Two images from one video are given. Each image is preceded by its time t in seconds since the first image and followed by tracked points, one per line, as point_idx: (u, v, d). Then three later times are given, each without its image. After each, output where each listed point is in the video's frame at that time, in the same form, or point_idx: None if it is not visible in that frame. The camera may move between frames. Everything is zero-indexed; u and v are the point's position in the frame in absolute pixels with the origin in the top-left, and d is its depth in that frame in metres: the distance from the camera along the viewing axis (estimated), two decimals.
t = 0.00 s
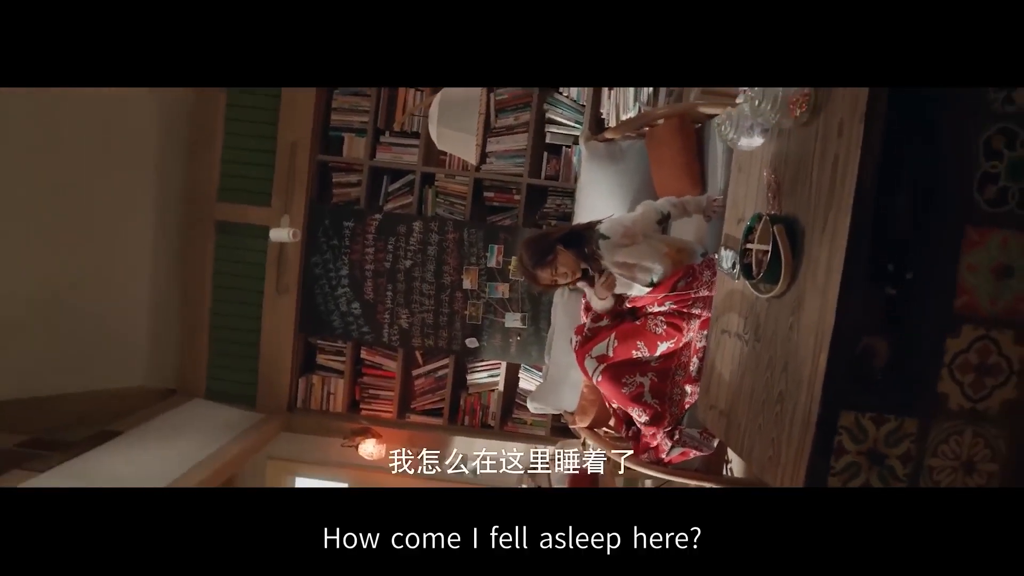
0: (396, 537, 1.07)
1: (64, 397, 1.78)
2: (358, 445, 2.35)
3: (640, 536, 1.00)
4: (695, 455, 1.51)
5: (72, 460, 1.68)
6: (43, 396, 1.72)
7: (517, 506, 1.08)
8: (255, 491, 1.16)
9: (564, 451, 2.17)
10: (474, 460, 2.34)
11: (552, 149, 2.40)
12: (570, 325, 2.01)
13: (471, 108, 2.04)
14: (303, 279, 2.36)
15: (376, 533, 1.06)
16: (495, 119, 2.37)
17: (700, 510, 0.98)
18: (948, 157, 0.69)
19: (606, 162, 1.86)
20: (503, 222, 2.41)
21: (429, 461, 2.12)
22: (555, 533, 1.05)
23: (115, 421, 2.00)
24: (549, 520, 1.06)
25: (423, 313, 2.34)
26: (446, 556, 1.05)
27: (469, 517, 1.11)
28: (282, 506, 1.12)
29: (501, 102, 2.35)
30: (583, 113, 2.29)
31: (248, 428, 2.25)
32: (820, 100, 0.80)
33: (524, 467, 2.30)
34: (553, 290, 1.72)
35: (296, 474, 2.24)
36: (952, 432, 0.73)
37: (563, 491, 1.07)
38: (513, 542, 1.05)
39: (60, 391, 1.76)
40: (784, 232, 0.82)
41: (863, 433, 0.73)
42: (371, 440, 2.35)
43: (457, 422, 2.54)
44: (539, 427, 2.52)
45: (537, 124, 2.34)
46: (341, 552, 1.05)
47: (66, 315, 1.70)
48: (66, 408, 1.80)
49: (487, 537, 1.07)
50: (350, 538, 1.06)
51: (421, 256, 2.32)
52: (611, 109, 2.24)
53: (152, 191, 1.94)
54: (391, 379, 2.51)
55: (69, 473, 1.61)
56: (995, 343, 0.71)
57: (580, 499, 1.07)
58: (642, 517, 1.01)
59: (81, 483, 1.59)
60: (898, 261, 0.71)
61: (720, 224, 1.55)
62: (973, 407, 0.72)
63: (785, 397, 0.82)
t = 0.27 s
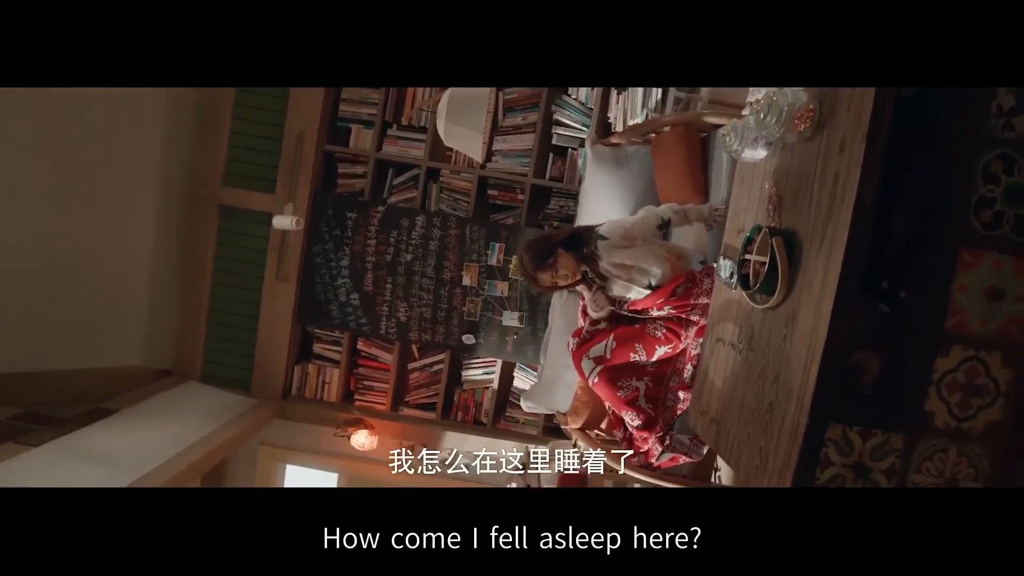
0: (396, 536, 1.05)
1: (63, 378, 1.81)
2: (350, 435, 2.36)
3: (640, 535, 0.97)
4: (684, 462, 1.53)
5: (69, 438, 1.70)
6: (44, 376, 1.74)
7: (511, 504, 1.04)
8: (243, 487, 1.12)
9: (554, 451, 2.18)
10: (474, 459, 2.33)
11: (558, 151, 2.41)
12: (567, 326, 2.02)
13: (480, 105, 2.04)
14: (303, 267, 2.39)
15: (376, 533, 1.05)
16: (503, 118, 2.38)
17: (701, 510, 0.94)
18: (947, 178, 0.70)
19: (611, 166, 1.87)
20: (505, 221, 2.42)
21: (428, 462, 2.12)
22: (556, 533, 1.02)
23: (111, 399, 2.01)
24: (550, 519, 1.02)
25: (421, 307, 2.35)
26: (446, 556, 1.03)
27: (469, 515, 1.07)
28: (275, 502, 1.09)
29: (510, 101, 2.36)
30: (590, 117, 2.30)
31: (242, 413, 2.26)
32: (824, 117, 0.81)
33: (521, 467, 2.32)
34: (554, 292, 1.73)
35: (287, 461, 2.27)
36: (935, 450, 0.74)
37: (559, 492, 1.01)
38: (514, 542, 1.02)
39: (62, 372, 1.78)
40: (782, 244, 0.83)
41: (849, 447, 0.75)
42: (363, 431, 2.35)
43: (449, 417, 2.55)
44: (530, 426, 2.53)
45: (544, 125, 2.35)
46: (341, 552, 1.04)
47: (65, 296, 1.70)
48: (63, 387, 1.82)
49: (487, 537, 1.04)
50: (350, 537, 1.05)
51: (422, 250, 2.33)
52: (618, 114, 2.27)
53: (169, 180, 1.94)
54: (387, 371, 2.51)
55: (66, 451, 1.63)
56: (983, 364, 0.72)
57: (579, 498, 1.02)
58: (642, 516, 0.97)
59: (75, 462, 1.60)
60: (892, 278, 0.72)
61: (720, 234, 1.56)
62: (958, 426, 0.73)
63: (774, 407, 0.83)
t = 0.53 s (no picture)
0: (396, 536, 1.06)
1: (56, 360, 1.78)
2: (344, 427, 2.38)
3: (640, 535, 0.97)
4: (674, 466, 1.56)
5: (66, 417, 1.71)
6: (37, 357, 1.71)
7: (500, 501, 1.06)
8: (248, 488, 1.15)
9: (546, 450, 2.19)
10: (474, 459, 2.36)
11: (563, 152, 2.42)
12: (564, 327, 2.03)
13: (487, 104, 2.05)
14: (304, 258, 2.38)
15: (376, 533, 1.05)
16: (509, 118, 2.40)
17: (700, 510, 0.93)
18: (945, 196, 0.71)
19: (614, 169, 1.88)
20: (507, 220, 2.43)
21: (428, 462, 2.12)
22: (555, 533, 1.03)
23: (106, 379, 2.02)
24: (549, 519, 1.03)
25: (420, 302, 2.35)
26: (445, 556, 1.02)
27: (469, 516, 1.07)
28: (274, 503, 1.11)
29: (517, 100, 2.37)
30: (597, 119, 2.30)
31: (237, 400, 2.27)
32: (827, 130, 0.82)
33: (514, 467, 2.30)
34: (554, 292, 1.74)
35: (280, 450, 2.26)
36: (922, 463, 0.75)
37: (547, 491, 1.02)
38: (513, 542, 1.02)
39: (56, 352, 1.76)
40: (780, 254, 0.84)
41: (838, 456, 0.76)
42: (357, 423, 2.37)
43: (444, 413, 2.56)
44: (524, 425, 2.54)
45: (550, 126, 2.36)
46: (340, 552, 1.05)
47: (66, 276, 1.70)
48: (54, 368, 1.80)
49: (487, 537, 1.04)
50: (350, 538, 1.05)
51: (423, 245, 2.34)
52: (624, 118, 2.28)
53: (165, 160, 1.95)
54: (383, 365, 2.51)
55: (63, 431, 1.63)
56: (972, 380, 0.73)
57: (572, 498, 1.03)
58: (642, 517, 0.97)
59: (72, 442, 1.62)
60: (886, 292, 0.73)
61: (720, 242, 1.56)
62: (945, 440, 0.75)
63: (766, 415, 0.84)
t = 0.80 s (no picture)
0: (396, 536, 1.15)
1: (53, 332, 1.79)
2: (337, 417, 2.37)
3: (640, 535, 1.02)
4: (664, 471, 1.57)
5: (63, 395, 1.72)
6: (34, 333, 1.72)
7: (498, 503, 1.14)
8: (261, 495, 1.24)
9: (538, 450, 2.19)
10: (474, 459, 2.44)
11: (568, 155, 2.43)
12: (561, 328, 2.04)
13: (495, 103, 2.05)
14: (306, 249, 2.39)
15: (376, 533, 1.14)
16: (516, 118, 2.42)
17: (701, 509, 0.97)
18: (942, 218, 0.73)
19: (618, 174, 1.90)
20: (510, 219, 2.44)
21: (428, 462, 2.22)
22: (555, 533, 1.11)
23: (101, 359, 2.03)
24: (549, 520, 1.12)
25: (419, 297, 2.36)
26: (446, 555, 1.13)
27: (469, 516, 1.16)
28: (274, 502, 1.18)
29: (525, 101, 2.38)
30: (603, 124, 2.31)
31: (231, 386, 2.28)
32: (828, 146, 0.83)
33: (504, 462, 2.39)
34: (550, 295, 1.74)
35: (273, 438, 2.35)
36: (905, 478, 0.76)
37: (538, 491, 1.11)
38: (513, 542, 1.12)
39: (53, 326, 1.77)
40: (777, 266, 0.86)
41: (824, 467, 0.77)
42: (351, 414, 2.37)
43: (437, 409, 2.56)
44: (516, 425, 2.54)
45: (556, 128, 2.37)
46: (340, 551, 1.14)
47: (68, 252, 1.71)
48: (50, 341, 1.80)
49: (487, 537, 1.13)
50: (350, 538, 1.14)
51: (425, 241, 2.35)
52: (630, 124, 2.29)
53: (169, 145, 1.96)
54: (379, 358, 2.52)
55: (60, 409, 1.65)
56: (959, 400, 0.74)
57: (562, 499, 1.11)
58: (642, 517, 1.03)
59: (69, 420, 1.64)
60: (879, 308, 0.75)
61: (719, 251, 1.57)
62: (929, 456, 0.75)
63: (755, 423, 0.86)
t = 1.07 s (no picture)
0: (395, 537, 1.24)
1: (53, 312, 1.82)
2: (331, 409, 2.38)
3: (640, 535, 1.10)
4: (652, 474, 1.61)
5: (57, 373, 1.73)
6: (34, 311, 1.75)
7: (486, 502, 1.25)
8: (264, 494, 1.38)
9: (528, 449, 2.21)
10: (475, 459, 2.40)
11: (571, 157, 2.44)
12: (557, 329, 2.05)
13: (502, 103, 2.07)
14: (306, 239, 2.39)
15: (375, 533, 1.23)
16: (522, 118, 2.43)
17: (701, 509, 1.04)
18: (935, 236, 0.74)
19: (621, 179, 1.91)
20: (511, 219, 2.45)
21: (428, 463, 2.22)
22: (555, 533, 1.20)
23: (98, 340, 2.05)
24: (549, 521, 1.21)
25: (417, 292, 2.38)
26: (445, 554, 1.21)
27: (468, 518, 1.27)
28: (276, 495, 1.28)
29: (531, 101, 2.40)
30: (607, 127, 2.32)
31: (227, 372, 2.29)
32: (828, 161, 0.84)
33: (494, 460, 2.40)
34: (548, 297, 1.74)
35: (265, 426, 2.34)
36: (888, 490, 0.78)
37: (527, 492, 1.22)
38: (513, 542, 1.20)
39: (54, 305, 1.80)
40: (772, 277, 0.87)
41: (808, 477, 0.78)
42: (344, 406, 2.38)
43: (430, 404, 2.58)
44: (508, 423, 2.56)
45: (561, 130, 2.39)
46: (340, 550, 1.23)
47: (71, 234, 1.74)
48: (52, 322, 1.84)
49: (486, 536, 1.23)
50: (349, 538, 1.23)
51: (425, 236, 2.36)
52: (635, 129, 2.30)
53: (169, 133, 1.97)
54: (375, 351, 2.53)
55: (55, 387, 1.66)
56: (944, 415, 0.76)
57: (547, 499, 1.21)
58: (642, 517, 1.10)
59: (63, 398, 1.65)
60: (869, 323, 0.76)
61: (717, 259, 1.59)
62: (912, 469, 0.77)
63: (743, 430, 0.87)
